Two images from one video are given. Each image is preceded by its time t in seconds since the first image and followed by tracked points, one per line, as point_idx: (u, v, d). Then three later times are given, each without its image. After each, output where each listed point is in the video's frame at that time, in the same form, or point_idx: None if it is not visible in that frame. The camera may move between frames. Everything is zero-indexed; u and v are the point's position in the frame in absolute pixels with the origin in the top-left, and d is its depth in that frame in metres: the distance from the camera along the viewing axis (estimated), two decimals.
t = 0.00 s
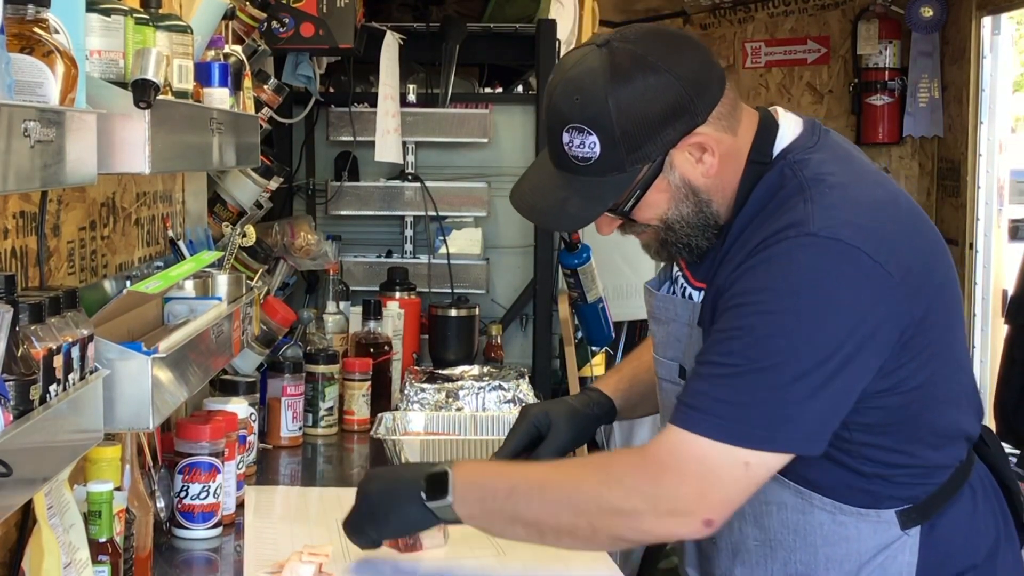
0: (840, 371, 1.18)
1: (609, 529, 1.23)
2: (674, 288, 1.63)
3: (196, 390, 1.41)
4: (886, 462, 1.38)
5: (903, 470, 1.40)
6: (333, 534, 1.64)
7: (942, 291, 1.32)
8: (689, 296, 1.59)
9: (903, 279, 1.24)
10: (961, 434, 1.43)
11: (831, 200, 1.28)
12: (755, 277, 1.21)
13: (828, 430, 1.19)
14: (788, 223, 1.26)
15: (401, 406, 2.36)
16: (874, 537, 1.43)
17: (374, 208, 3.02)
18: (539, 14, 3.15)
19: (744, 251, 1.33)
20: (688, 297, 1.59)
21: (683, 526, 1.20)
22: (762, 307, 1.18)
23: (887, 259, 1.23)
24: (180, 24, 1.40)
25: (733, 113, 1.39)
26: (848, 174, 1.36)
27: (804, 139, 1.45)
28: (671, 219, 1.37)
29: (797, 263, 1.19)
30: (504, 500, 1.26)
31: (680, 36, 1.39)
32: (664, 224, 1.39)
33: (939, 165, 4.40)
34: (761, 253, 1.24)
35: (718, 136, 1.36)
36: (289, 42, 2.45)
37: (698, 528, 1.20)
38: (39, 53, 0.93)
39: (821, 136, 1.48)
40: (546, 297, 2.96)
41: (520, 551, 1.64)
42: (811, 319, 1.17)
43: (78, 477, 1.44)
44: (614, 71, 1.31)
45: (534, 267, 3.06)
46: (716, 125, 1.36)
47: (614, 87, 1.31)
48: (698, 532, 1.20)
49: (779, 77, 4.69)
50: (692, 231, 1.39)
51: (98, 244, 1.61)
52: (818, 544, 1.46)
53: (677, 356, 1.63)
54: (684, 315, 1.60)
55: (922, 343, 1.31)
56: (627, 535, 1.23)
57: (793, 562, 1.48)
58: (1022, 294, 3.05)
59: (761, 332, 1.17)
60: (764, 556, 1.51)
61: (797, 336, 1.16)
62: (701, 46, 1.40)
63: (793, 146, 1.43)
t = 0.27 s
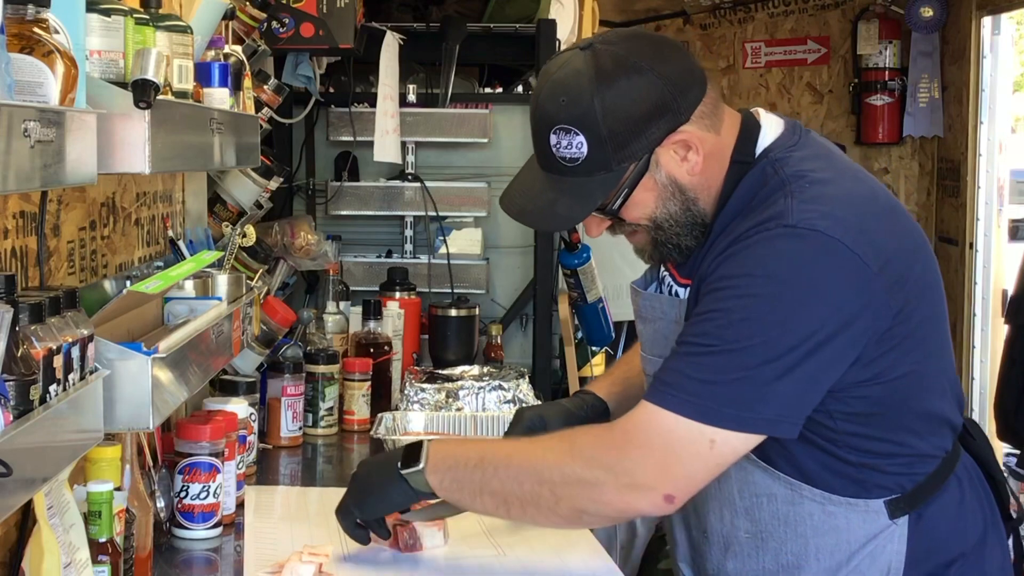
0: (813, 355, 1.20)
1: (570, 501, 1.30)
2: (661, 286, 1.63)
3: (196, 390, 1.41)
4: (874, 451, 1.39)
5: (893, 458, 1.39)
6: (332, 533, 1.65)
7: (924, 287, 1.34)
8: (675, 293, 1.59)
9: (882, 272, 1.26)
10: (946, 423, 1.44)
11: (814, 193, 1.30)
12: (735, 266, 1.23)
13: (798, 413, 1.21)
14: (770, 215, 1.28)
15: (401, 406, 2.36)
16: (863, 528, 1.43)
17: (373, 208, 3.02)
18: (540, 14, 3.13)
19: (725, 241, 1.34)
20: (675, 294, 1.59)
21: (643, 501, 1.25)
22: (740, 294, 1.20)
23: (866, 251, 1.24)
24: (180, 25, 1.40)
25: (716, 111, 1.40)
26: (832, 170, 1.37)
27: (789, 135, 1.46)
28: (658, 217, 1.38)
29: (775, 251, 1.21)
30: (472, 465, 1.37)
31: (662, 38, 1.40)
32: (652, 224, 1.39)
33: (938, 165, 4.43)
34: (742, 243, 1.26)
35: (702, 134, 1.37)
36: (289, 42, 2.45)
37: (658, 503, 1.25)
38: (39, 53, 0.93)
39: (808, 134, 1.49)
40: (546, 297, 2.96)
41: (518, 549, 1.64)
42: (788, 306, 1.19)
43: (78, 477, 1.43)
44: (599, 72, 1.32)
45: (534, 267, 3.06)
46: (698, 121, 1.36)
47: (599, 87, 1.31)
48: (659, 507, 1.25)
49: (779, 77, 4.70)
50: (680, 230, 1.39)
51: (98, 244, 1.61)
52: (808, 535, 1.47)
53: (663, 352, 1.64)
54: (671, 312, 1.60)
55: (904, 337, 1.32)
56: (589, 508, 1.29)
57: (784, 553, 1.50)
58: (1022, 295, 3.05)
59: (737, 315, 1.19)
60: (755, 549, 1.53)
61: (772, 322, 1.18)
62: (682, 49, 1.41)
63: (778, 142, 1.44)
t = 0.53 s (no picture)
0: (805, 348, 1.20)
1: (568, 490, 1.31)
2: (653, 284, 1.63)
3: (196, 390, 1.41)
4: (864, 443, 1.39)
5: (885, 449, 1.40)
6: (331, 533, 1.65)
7: (914, 281, 1.34)
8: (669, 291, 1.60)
9: (874, 266, 1.26)
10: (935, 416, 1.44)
11: (805, 189, 1.30)
12: (728, 261, 1.24)
13: (792, 405, 1.21)
14: (762, 212, 1.28)
15: (401, 406, 2.36)
16: (858, 519, 1.44)
17: (373, 208, 3.02)
18: (540, 14, 3.14)
19: (717, 238, 1.34)
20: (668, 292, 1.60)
21: (640, 491, 1.25)
22: (733, 287, 1.20)
23: (858, 245, 1.25)
24: (180, 25, 1.40)
25: (705, 110, 1.40)
26: (822, 167, 1.38)
27: (777, 132, 1.47)
28: (650, 216, 1.38)
29: (769, 246, 1.22)
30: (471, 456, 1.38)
31: (650, 39, 1.41)
32: (645, 222, 1.39)
33: (940, 165, 4.41)
34: (735, 240, 1.27)
35: (693, 133, 1.37)
36: (289, 42, 2.45)
37: (655, 493, 1.25)
38: (39, 53, 0.93)
39: (796, 133, 1.50)
40: (546, 297, 2.96)
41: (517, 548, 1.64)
42: (781, 300, 1.19)
43: (78, 477, 1.44)
44: (590, 74, 1.33)
45: (534, 267, 3.06)
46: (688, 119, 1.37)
47: (590, 88, 1.32)
48: (655, 497, 1.25)
49: (779, 77, 4.70)
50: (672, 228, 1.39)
51: (98, 244, 1.61)
52: (803, 527, 1.47)
53: (657, 351, 1.64)
54: (665, 310, 1.60)
55: (895, 332, 1.32)
56: (587, 498, 1.30)
57: (779, 545, 1.50)
58: (1022, 295, 3.05)
59: (731, 308, 1.19)
60: (751, 541, 1.53)
61: (766, 314, 1.18)
62: (670, 50, 1.42)
63: (766, 140, 1.44)
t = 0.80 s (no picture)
0: (805, 345, 1.20)
1: (569, 486, 1.30)
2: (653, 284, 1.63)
3: (196, 390, 1.41)
4: (861, 438, 1.39)
5: (883, 443, 1.40)
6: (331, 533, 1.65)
7: (912, 280, 1.34)
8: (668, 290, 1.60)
9: (873, 264, 1.26)
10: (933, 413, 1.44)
11: (805, 188, 1.30)
12: (728, 259, 1.24)
13: (793, 401, 1.21)
14: (762, 210, 1.28)
15: (401, 406, 2.36)
16: (857, 514, 1.44)
17: (373, 208, 3.02)
18: (540, 14, 3.14)
19: (717, 238, 1.34)
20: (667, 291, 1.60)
21: (641, 486, 1.25)
22: (734, 284, 1.20)
23: (858, 243, 1.25)
24: (180, 25, 1.40)
25: (703, 109, 1.40)
26: (820, 167, 1.38)
27: (774, 133, 1.47)
28: (649, 216, 1.38)
29: (770, 243, 1.22)
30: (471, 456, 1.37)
31: (649, 40, 1.41)
32: (644, 222, 1.39)
33: (939, 165, 4.41)
34: (735, 238, 1.27)
35: (692, 132, 1.37)
36: (289, 42, 2.45)
37: (657, 488, 1.25)
38: (39, 53, 0.93)
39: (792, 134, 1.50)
40: (546, 297, 2.96)
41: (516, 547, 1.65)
42: (782, 296, 1.19)
43: (78, 477, 1.44)
44: (590, 74, 1.32)
45: (534, 267, 3.06)
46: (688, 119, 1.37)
47: (590, 89, 1.32)
48: (657, 492, 1.25)
49: (779, 77, 4.71)
50: (671, 228, 1.39)
51: (98, 244, 1.61)
52: (803, 522, 1.46)
53: (655, 350, 1.65)
54: (663, 309, 1.61)
55: (893, 330, 1.32)
56: (588, 493, 1.29)
57: (779, 541, 1.49)
58: (1023, 295, 3.05)
59: (731, 306, 1.19)
60: (751, 538, 1.52)
61: (766, 311, 1.18)
62: (668, 50, 1.42)
63: (764, 140, 1.45)
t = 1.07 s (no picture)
0: (804, 344, 1.21)
1: (567, 484, 1.30)
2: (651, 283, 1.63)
3: (196, 390, 1.41)
4: (860, 438, 1.39)
5: (882, 443, 1.40)
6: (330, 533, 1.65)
7: (911, 280, 1.35)
8: (666, 289, 1.60)
9: (872, 263, 1.26)
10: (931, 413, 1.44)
11: (805, 188, 1.30)
12: (728, 258, 1.24)
13: (791, 400, 1.22)
14: (762, 209, 1.28)
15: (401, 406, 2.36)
16: (855, 513, 1.44)
17: (373, 207, 3.02)
18: (540, 14, 3.15)
19: (716, 237, 1.34)
20: (665, 290, 1.60)
21: (639, 483, 1.25)
22: (734, 283, 1.20)
23: (858, 243, 1.25)
24: (180, 25, 1.40)
25: (704, 109, 1.40)
26: (820, 167, 1.38)
27: (774, 132, 1.47)
28: (649, 215, 1.38)
29: (770, 242, 1.22)
30: (468, 453, 1.37)
31: (649, 39, 1.41)
32: (644, 221, 1.39)
33: (939, 166, 4.41)
34: (735, 236, 1.27)
35: (692, 132, 1.37)
36: (289, 42, 2.45)
37: (654, 485, 1.25)
38: (39, 53, 0.93)
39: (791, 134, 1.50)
40: (546, 297, 2.96)
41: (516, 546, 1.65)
42: (781, 296, 1.19)
43: (78, 477, 1.44)
44: (591, 72, 1.32)
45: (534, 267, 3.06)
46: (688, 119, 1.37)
47: (591, 87, 1.32)
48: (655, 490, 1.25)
49: (779, 77, 4.71)
50: (671, 227, 1.39)
51: (98, 244, 1.61)
52: (800, 522, 1.46)
53: (653, 349, 1.65)
54: (662, 308, 1.61)
55: (892, 329, 1.32)
56: (586, 490, 1.30)
57: (776, 540, 1.49)
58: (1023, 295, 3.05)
59: (731, 305, 1.19)
60: (748, 537, 1.52)
61: (765, 310, 1.19)
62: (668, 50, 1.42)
63: (763, 139, 1.45)
